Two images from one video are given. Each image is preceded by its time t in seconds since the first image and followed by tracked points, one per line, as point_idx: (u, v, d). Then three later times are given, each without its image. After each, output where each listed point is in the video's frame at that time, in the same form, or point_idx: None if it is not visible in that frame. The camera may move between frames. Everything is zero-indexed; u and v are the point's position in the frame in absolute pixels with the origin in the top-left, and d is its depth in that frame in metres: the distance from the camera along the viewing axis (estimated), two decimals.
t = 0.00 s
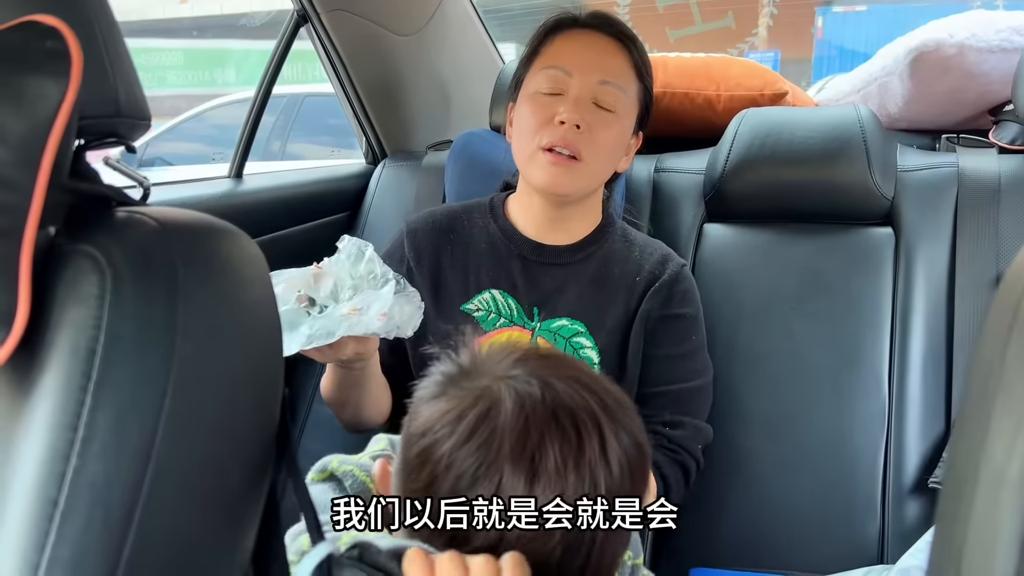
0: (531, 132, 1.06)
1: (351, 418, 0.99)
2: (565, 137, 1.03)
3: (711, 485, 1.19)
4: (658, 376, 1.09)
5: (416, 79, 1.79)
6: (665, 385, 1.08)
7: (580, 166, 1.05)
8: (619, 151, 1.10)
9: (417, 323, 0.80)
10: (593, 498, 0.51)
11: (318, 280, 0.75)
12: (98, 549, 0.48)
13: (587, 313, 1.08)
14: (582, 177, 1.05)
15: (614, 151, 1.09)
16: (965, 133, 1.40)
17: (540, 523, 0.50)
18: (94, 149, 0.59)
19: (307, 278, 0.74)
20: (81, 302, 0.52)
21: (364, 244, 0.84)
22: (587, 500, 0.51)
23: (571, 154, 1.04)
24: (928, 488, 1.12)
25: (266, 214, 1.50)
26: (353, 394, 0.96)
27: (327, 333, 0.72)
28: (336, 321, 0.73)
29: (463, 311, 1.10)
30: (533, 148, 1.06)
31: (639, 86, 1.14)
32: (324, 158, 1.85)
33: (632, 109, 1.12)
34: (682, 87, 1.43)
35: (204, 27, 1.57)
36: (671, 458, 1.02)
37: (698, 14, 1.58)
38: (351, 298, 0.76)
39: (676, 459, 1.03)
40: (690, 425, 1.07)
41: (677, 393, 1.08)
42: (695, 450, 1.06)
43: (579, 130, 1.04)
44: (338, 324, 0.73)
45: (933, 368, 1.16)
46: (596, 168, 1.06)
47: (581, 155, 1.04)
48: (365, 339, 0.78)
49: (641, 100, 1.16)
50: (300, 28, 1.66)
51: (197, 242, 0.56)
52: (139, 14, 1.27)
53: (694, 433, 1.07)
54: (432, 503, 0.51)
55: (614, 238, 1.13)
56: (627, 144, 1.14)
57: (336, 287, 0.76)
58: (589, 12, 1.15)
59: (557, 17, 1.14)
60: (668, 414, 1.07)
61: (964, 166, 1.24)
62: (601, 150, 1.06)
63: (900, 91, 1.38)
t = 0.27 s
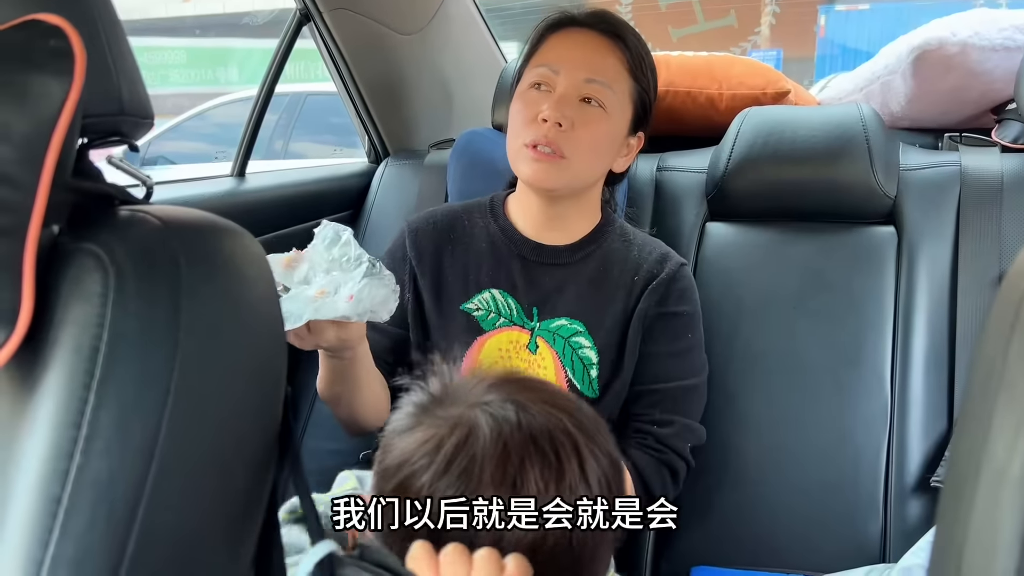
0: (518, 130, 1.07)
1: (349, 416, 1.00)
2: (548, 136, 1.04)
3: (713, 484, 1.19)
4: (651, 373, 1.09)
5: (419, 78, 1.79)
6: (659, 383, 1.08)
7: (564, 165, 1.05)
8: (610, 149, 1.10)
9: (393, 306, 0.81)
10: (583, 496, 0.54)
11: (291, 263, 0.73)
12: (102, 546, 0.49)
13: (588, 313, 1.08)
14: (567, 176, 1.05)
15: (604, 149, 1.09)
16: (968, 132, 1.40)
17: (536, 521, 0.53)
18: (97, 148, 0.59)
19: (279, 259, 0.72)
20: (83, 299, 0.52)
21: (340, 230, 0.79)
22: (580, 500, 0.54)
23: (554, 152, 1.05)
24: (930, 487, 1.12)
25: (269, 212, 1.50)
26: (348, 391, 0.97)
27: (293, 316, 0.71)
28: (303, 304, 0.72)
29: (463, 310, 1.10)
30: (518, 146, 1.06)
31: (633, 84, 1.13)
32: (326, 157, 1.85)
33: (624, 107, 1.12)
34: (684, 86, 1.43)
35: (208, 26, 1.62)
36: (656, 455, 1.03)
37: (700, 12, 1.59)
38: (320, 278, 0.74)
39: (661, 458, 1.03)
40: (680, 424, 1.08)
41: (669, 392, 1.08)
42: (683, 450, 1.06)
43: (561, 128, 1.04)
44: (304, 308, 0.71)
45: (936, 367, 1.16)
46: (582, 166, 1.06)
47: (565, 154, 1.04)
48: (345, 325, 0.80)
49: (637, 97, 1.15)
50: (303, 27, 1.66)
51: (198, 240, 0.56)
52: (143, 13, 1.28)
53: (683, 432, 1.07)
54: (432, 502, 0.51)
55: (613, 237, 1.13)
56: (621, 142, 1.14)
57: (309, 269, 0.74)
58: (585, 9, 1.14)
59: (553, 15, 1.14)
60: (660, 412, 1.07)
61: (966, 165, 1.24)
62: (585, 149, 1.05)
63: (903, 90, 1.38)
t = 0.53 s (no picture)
0: (520, 130, 1.08)
1: (353, 412, 1.03)
2: (549, 135, 1.04)
3: (714, 482, 1.20)
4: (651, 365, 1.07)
5: (422, 75, 1.79)
6: (656, 373, 1.07)
7: (565, 163, 1.05)
8: (612, 146, 1.10)
9: (389, 287, 0.83)
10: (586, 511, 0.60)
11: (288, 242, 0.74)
12: (108, 539, 0.49)
13: (591, 312, 1.08)
14: (569, 174, 1.06)
15: (606, 146, 1.09)
16: (971, 130, 1.40)
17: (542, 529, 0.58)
18: (102, 144, 0.59)
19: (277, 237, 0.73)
20: (89, 295, 0.52)
21: (340, 214, 0.79)
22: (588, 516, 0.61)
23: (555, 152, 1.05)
24: (932, 485, 1.12)
25: (272, 210, 1.51)
26: (353, 384, 1.00)
27: (288, 290, 0.73)
28: (298, 279, 0.73)
29: (467, 308, 1.11)
30: (520, 146, 1.07)
31: (634, 81, 1.13)
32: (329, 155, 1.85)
33: (625, 104, 1.12)
34: (686, 85, 1.43)
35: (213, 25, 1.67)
36: (644, 448, 1.02)
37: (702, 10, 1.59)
38: (316, 254, 0.75)
39: (649, 450, 1.02)
40: (675, 416, 1.05)
41: (661, 382, 1.06)
42: (677, 442, 1.04)
43: (561, 127, 1.05)
44: (299, 283, 0.73)
45: (938, 365, 1.16)
46: (585, 165, 1.07)
47: (567, 153, 1.05)
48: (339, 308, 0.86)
49: (639, 94, 1.15)
50: (306, 25, 1.66)
51: (204, 235, 0.57)
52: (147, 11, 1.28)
53: (677, 424, 1.05)
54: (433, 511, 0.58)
55: (616, 236, 1.13)
56: (624, 139, 1.14)
57: (306, 248, 0.75)
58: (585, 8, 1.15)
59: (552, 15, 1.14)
60: (654, 403, 1.06)
61: (969, 163, 1.24)
62: (586, 147, 1.06)
63: (905, 89, 1.38)
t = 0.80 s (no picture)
0: (528, 132, 1.08)
1: (351, 409, 1.03)
2: (560, 138, 1.04)
3: (715, 481, 1.20)
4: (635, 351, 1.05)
5: (424, 74, 1.78)
6: (635, 357, 1.04)
7: (574, 166, 1.05)
8: (619, 148, 1.10)
9: (388, 286, 0.84)
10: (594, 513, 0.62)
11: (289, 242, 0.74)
12: (109, 536, 0.49)
13: (589, 309, 1.08)
14: (579, 177, 1.06)
15: (613, 148, 1.09)
16: (973, 130, 1.40)
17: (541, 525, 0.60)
18: (104, 142, 0.59)
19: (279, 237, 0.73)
20: (92, 292, 0.52)
21: (342, 214, 0.79)
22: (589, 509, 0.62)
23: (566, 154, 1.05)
24: (933, 484, 1.12)
25: (274, 208, 1.51)
26: (353, 383, 1.01)
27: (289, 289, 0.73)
28: (299, 277, 0.73)
29: (467, 306, 1.11)
30: (529, 148, 1.07)
31: (641, 83, 1.14)
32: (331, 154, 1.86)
33: (633, 106, 1.12)
34: (688, 84, 1.44)
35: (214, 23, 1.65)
36: (605, 430, 0.98)
37: (704, 10, 1.59)
38: (316, 253, 0.75)
39: (608, 430, 0.98)
40: (641, 398, 1.01)
41: (630, 363, 1.04)
42: (639, 424, 0.99)
43: (572, 130, 1.05)
44: (299, 282, 0.73)
45: (940, 364, 1.16)
46: (594, 167, 1.07)
47: (576, 156, 1.05)
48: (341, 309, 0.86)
49: (645, 96, 1.15)
50: (307, 24, 1.67)
51: (205, 233, 0.57)
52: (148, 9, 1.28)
53: (644, 407, 1.00)
54: (431, 504, 0.61)
55: (616, 236, 1.13)
56: (629, 141, 1.14)
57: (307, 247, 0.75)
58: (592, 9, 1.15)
59: (557, 15, 1.14)
60: (622, 384, 1.03)
61: (971, 163, 1.24)
62: (596, 149, 1.06)
63: (908, 88, 1.38)
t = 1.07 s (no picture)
0: (533, 135, 1.08)
1: (351, 407, 1.04)
2: (566, 142, 1.04)
3: (717, 481, 1.20)
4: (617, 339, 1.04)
5: (425, 73, 1.78)
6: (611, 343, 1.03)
7: (579, 170, 1.06)
8: (622, 152, 1.11)
9: (386, 286, 0.85)
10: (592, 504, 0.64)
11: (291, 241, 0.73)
12: (111, 534, 0.49)
13: (580, 302, 1.07)
14: (583, 180, 1.06)
15: (617, 152, 1.10)
16: (975, 130, 1.40)
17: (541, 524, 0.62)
18: (106, 141, 0.60)
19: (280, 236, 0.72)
20: (94, 291, 0.52)
21: (341, 214, 0.78)
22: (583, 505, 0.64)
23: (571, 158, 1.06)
24: (935, 485, 1.11)
25: (275, 208, 1.51)
26: (352, 380, 1.01)
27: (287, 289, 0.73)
28: (296, 278, 0.73)
29: (463, 304, 1.11)
30: (534, 150, 1.07)
31: (645, 86, 1.14)
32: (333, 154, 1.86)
33: (636, 109, 1.12)
34: (690, 83, 1.44)
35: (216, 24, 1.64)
36: (573, 407, 0.97)
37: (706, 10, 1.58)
38: (316, 253, 0.75)
39: (576, 406, 0.97)
40: (614, 376, 1.00)
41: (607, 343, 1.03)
42: (609, 401, 0.98)
43: (579, 134, 1.05)
44: (297, 282, 0.73)
45: (942, 365, 1.15)
46: (598, 170, 1.07)
47: (581, 160, 1.06)
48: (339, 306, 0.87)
49: (647, 98, 1.15)
50: (309, 23, 1.67)
51: (207, 233, 0.57)
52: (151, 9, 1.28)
53: (615, 385, 0.99)
54: (432, 503, 0.60)
55: (615, 235, 1.12)
56: (630, 144, 1.15)
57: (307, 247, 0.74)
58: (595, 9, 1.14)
59: (562, 16, 1.13)
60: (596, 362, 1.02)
61: (973, 163, 1.24)
62: (601, 154, 1.07)
63: (910, 88, 1.38)
